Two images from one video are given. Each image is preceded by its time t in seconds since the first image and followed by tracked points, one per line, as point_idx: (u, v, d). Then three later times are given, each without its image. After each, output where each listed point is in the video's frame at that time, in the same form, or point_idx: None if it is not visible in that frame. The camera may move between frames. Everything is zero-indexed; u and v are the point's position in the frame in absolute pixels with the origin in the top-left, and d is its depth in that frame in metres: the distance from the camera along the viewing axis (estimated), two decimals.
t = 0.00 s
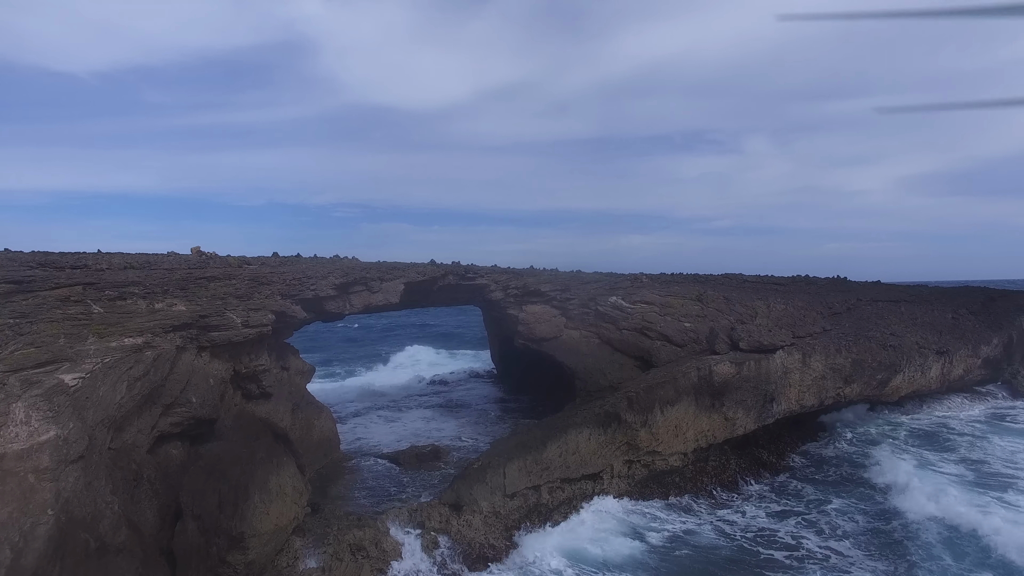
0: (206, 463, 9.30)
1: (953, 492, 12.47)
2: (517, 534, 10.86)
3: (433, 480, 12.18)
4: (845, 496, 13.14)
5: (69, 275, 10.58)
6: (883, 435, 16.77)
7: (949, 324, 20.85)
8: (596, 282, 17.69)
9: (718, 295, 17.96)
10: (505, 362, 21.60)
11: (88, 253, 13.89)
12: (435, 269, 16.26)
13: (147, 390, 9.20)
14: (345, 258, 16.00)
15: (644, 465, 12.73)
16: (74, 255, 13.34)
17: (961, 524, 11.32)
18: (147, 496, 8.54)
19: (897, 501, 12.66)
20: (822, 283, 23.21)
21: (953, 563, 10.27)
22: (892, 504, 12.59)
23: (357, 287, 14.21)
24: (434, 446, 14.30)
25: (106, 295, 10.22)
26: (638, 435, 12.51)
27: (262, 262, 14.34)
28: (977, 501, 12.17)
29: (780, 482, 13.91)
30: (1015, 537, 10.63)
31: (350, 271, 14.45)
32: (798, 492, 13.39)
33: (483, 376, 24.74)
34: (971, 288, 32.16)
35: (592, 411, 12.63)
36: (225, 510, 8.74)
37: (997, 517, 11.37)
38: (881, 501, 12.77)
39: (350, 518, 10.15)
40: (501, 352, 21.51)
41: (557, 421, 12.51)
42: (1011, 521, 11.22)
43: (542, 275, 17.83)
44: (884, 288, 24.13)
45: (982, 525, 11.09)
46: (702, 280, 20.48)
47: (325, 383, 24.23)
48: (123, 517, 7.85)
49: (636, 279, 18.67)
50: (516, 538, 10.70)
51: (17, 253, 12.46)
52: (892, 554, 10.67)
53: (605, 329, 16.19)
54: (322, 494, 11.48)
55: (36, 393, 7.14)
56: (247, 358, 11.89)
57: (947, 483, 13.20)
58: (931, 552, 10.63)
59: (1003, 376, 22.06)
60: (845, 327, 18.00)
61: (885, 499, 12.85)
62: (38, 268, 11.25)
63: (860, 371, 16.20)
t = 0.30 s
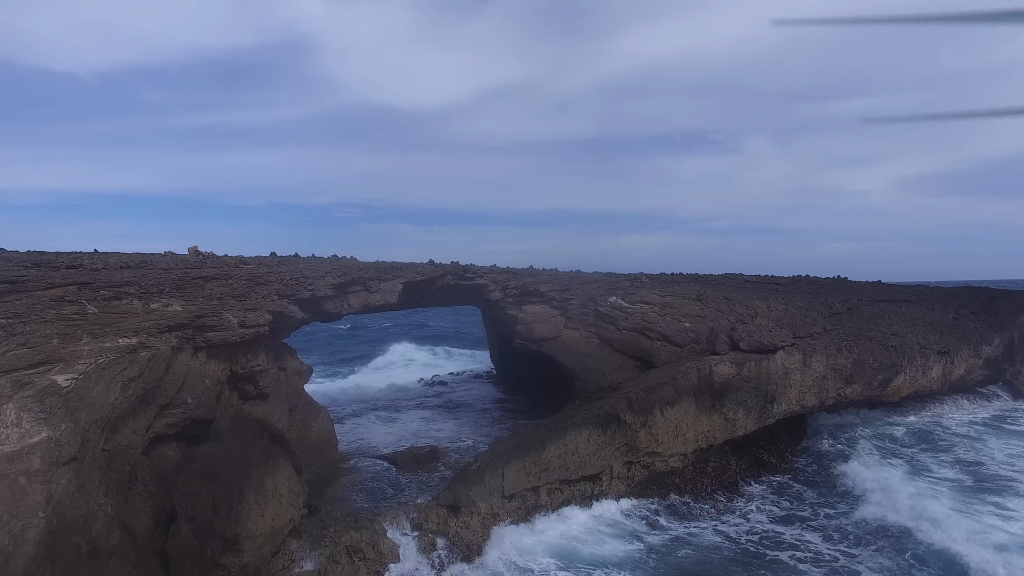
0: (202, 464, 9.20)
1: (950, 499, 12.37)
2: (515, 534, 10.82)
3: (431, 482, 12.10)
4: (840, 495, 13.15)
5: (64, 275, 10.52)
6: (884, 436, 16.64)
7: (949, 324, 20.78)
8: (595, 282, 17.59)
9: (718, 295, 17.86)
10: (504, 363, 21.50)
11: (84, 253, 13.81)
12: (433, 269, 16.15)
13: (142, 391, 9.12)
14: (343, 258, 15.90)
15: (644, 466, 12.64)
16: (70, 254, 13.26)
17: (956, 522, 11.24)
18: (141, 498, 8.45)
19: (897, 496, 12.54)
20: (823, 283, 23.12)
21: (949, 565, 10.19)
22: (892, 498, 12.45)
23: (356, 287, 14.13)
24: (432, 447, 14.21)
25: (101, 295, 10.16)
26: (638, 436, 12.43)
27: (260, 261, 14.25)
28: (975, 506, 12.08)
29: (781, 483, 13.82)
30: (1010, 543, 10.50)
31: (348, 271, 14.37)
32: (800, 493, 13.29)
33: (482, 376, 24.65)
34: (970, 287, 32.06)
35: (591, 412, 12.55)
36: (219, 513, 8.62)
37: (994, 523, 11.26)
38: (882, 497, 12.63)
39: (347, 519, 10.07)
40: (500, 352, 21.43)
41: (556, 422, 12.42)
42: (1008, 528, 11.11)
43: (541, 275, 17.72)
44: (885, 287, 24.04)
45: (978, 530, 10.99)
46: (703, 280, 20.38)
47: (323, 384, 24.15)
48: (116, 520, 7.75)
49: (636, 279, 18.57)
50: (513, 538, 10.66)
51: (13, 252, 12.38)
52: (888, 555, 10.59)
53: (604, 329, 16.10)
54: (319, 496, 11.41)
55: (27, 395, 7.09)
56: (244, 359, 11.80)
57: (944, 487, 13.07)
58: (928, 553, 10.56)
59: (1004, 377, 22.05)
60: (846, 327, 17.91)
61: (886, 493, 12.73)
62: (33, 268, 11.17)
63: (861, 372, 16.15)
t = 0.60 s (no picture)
0: (195, 462, 9.12)
1: (946, 503, 12.13)
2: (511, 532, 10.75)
3: (428, 480, 12.01)
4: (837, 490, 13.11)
5: (58, 272, 10.44)
6: (887, 435, 16.49)
7: (950, 323, 20.69)
8: (594, 280, 17.49)
9: (718, 293, 17.75)
10: (503, 361, 21.41)
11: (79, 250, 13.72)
12: (431, 267, 16.05)
13: (136, 388, 9.03)
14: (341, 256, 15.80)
15: (643, 464, 12.56)
16: (65, 251, 13.16)
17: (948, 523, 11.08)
18: (134, 496, 8.36)
19: (892, 494, 12.36)
20: (823, 282, 23.01)
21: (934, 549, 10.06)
22: (888, 495, 12.28)
23: (353, 284, 14.03)
24: (430, 445, 14.12)
25: (95, 291, 10.08)
26: (637, 434, 12.34)
27: (257, 259, 14.16)
28: (968, 509, 11.85)
29: (780, 482, 13.73)
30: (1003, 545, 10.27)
31: (345, 268, 14.27)
32: (798, 494, 13.17)
33: (480, 376, 24.54)
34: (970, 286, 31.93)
35: (589, 410, 12.46)
36: (213, 510, 8.52)
37: (987, 526, 11.02)
38: (879, 494, 12.46)
39: (343, 518, 9.97)
40: (499, 351, 21.34)
41: (554, 420, 12.34)
42: (1002, 530, 10.87)
43: (540, 273, 17.62)
44: (885, 286, 23.94)
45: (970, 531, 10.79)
46: (702, 279, 20.29)
47: (321, 382, 24.03)
48: (108, 517, 7.66)
49: (635, 277, 18.47)
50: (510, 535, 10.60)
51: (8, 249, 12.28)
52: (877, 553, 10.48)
53: (604, 327, 16.01)
54: (315, 494, 11.31)
55: (17, 390, 7.01)
56: (240, 356, 11.71)
57: (942, 490, 12.83)
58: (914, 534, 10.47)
59: (1005, 376, 21.96)
60: (846, 326, 17.82)
61: (883, 491, 12.55)
62: (28, 264, 11.09)
63: (862, 370, 16.10)
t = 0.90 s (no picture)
0: (185, 456, 9.02)
1: (942, 504, 11.86)
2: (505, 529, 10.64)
3: (424, 476, 11.90)
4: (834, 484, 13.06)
5: (48, 266, 10.30)
6: (886, 434, 16.27)
7: (950, 320, 20.59)
8: (592, 276, 17.36)
9: (716, 290, 17.62)
10: (500, 358, 21.29)
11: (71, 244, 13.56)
12: (428, 262, 15.90)
13: (126, 381, 8.90)
14: (336, 251, 15.65)
15: (640, 460, 12.45)
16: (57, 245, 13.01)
17: (941, 525, 10.83)
18: (122, 491, 8.22)
19: (887, 497, 12.12)
20: (822, 279, 22.89)
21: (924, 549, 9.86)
22: (883, 498, 12.04)
23: (348, 279, 13.90)
24: (426, 441, 14.00)
25: (85, 285, 9.94)
26: (634, 430, 12.23)
27: (251, 253, 14.01)
28: (963, 509, 11.58)
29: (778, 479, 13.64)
30: (995, 547, 10.02)
31: (340, 263, 14.13)
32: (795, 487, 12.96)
33: (477, 373, 24.43)
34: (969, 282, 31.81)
35: (586, 405, 12.35)
36: (202, 505, 8.47)
37: (981, 528, 10.76)
38: (872, 491, 12.40)
39: (336, 514, 9.87)
40: (496, 348, 21.22)
41: (550, 416, 12.22)
42: (996, 532, 10.61)
43: (537, 269, 17.48)
44: (884, 284, 23.82)
45: (962, 533, 10.55)
46: (701, 276, 20.17)
47: (317, 379, 23.90)
48: (94, 512, 7.53)
49: (633, 274, 18.33)
50: (505, 532, 10.48)
51: None
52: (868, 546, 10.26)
53: (601, 323, 15.89)
54: (308, 490, 11.20)
55: (2, 382, 6.88)
56: (233, 351, 11.58)
57: (938, 490, 12.56)
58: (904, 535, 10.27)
59: (1004, 374, 21.87)
60: (845, 322, 17.74)
61: (878, 493, 12.31)
62: (19, 258, 10.97)
63: (861, 367, 16.04)
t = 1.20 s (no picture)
0: (172, 450, 8.91)
1: (939, 504, 11.60)
2: (500, 527, 10.48)
3: (418, 472, 11.75)
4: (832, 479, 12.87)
5: (36, 259, 10.16)
6: (884, 433, 16.01)
7: (949, 317, 20.46)
8: (589, 272, 17.21)
9: (714, 286, 17.48)
10: (497, 356, 21.14)
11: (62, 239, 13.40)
12: (423, 258, 15.74)
13: (113, 375, 8.73)
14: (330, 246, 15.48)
15: (637, 457, 12.30)
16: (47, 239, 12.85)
17: (937, 526, 10.57)
18: (109, 486, 8.06)
19: (884, 497, 11.90)
20: (820, 276, 22.75)
21: (918, 553, 9.61)
22: (879, 499, 11.77)
23: (342, 274, 13.74)
24: (420, 438, 13.86)
25: (73, 278, 9.78)
26: (630, 426, 12.10)
27: (244, 248, 13.84)
28: (961, 510, 11.31)
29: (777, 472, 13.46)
30: (991, 549, 9.76)
31: (334, 258, 13.98)
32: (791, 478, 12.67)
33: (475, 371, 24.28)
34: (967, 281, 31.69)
35: (582, 401, 12.21)
36: (188, 499, 8.37)
37: (978, 529, 10.50)
38: (871, 491, 12.21)
39: (327, 510, 9.74)
40: (493, 345, 21.07)
41: (545, 411, 12.07)
42: (994, 532, 10.38)
43: (533, 265, 17.32)
44: (883, 281, 23.69)
45: (958, 534, 10.30)
46: (699, 272, 20.02)
47: (313, 377, 23.71)
48: (78, 507, 7.39)
49: (630, 270, 18.19)
50: (499, 530, 10.32)
51: None
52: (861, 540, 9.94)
53: (599, 319, 15.75)
54: (301, 486, 11.06)
55: None
56: (224, 345, 11.40)
57: (935, 490, 12.29)
58: (897, 539, 10.05)
59: (1004, 371, 21.73)
60: (844, 319, 17.63)
61: (873, 493, 12.06)
62: (7, 251, 10.82)
63: (860, 363, 15.94)
